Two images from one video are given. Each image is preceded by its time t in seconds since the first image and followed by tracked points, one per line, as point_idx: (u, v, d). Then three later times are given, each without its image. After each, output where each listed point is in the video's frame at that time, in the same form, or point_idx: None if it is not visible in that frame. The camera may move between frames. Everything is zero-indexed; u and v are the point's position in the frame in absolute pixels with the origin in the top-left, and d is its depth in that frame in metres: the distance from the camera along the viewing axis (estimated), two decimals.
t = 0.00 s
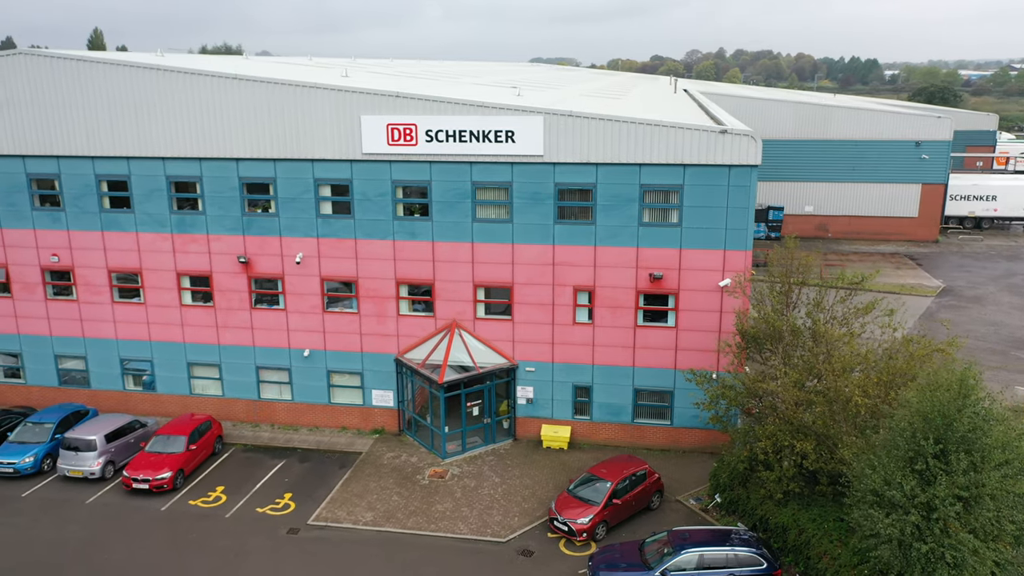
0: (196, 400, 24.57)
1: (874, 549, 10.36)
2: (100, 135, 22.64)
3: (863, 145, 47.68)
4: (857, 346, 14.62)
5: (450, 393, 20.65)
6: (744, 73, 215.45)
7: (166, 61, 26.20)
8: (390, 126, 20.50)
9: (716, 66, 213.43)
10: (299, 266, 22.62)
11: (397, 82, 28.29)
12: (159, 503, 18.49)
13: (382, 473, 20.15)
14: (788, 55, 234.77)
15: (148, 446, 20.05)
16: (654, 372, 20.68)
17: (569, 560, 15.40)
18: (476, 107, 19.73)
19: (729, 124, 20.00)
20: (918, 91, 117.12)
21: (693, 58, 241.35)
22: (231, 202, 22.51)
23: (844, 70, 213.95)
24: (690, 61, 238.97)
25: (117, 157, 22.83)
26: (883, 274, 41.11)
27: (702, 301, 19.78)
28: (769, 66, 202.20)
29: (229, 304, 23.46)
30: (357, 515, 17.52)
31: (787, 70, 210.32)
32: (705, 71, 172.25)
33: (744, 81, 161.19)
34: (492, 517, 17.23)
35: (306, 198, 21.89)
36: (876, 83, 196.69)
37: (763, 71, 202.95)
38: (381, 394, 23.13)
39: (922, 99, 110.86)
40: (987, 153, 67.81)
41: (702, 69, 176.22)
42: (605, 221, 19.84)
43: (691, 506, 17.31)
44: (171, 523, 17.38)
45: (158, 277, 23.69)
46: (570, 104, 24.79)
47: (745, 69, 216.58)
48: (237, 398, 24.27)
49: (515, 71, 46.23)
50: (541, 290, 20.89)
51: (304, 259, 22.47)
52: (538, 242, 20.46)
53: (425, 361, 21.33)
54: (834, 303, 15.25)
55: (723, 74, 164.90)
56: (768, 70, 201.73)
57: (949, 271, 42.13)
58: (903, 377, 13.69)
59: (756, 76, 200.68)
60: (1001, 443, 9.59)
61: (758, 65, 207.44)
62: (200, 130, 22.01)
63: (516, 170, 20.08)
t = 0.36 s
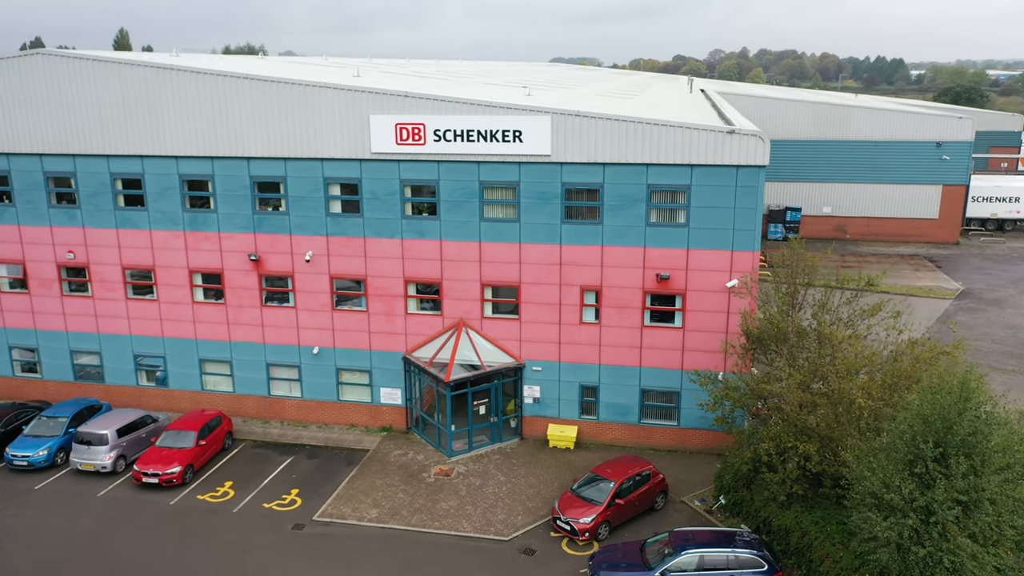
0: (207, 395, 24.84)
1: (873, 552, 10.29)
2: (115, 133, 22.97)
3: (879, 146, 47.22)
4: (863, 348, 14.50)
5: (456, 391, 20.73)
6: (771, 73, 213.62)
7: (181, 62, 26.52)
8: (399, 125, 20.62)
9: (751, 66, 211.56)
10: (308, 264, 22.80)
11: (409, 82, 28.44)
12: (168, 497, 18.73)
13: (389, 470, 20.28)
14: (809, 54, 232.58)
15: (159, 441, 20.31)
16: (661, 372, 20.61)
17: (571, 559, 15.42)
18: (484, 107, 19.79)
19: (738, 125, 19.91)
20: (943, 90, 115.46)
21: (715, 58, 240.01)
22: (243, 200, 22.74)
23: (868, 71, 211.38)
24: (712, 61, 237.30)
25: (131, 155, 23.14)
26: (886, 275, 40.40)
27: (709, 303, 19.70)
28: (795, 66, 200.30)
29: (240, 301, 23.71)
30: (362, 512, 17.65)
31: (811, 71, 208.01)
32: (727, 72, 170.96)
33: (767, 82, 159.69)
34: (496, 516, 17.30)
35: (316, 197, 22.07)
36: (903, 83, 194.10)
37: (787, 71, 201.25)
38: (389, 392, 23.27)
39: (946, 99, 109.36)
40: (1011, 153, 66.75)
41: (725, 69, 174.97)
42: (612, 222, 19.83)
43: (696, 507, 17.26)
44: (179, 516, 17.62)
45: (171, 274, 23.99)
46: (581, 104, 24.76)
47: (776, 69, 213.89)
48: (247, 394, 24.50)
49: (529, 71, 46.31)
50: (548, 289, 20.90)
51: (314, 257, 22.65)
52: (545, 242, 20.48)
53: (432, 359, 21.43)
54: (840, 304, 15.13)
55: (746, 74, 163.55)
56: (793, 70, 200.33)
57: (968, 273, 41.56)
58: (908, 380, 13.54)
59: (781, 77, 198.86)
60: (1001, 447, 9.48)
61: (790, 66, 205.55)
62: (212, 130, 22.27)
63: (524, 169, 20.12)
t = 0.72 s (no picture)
0: (219, 391, 25.11)
1: (873, 556, 10.23)
2: (129, 132, 23.29)
3: (897, 147, 46.68)
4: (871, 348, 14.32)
5: (463, 390, 20.81)
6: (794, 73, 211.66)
7: (196, 62, 26.81)
8: (408, 125, 20.72)
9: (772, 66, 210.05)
10: (318, 262, 22.97)
11: (421, 81, 28.58)
12: (177, 492, 18.97)
13: (395, 467, 20.39)
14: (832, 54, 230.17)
15: (170, 436, 20.57)
16: (668, 373, 20.53)
17: (574, 558, 15.43)
18: (492, 107, 19.83)
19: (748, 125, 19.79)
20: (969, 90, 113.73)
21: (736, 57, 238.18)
22: (254, 199, 22.96)
23: (894, 70, 208.62)
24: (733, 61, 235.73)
25: (145, 154, 23.45)
26: (896, 278, 40.00)
27: (717, 303, 19.59)
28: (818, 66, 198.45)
29: (251, 299, 23.94)
30: (367, 508, 17.78)
31: (835, 71, 205.00)
32: (749, 71, 169.38)
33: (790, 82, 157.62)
34: (500, 514, 17.35)
35: (326, 196, 22.23)
36: (927, 83, 191.57)
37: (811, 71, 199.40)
38: (398, 390, 23.38)
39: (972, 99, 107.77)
40: None
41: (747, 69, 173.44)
42: (619, 221, 19.79)
43: (700, 508, 17.19)
44: (188, 511, 17.84)
45: (184, 271, 24.27)
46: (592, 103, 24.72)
47: (798, 69, 212.10)
48: (258, 390, 24.73)
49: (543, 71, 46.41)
50: (555, 289, 20.89)
51: (324, 255, 22.82)
52: (553, 241, 20.48)
53: (440, 358, 21.52)
54: (847, 305, 14.96)
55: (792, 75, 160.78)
56: (819, 70, 198.24)
57: (988, 276, 40.93)
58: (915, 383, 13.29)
59: (804, 77, 197.23)
60: (1002, 452, 9.36)
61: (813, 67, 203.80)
62: (224, 129, 22.51)
63: (531, 169, 20.13)
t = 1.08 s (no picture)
0: (230, 388, 25.34)
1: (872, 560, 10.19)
2: (143, 132, 23.57)
3: (913, 147, 46.14)
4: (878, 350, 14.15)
5: (469, 389, 20.87)
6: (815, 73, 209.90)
7: (209, 62, 27.08)
8: (416, 124, 20.81)
9: (793, 66, 208.48)
10: (327, 261, 23.13)
11: (431, 82, 28.68)
12: (186, 487, 19.18)
13: (401, 465, 20.49)
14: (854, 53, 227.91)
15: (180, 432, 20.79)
16: (675, 373, 20.44)
17: (576, 558, 15.45)
18: (499, 107, 19.87)
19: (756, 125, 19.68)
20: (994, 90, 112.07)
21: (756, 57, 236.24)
22: (264, 197, 23.15)
23: (917, 70, 205.90)
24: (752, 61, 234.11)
25: (158, 153, 23.72)
26: (897, 279, 39.45)
27: (723, 304, 19.49)
28: (840, 66, 196.28)
29: (261, 297, 24.14)
30: (373, 506, 17.89)
31: (859, 70, 202.30)
32: (770, 70, 167.87)
33: (812, 82, 156.19)
34: (504, 514, 17.38)
35: (335, 195, 22.37)
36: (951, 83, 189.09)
37: (834, 71, 197.27)
38: (405, 389, 23.48)
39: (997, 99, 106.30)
40: None
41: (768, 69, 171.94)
42: (626, 221, 19.75)
43: (705, 510, 17.13)
44: (196, 506, 18.03)
45: (195, 269, 24.52)
46: (602, 103, 24.67)
47: (819, 69, 210.22)
48: (268, 387, 24.93)
49: (556, 72, 46.45)
50: (562, 289, 20.88)
51: (332, 254, 22.98)
52: (560, 241, 20.49)
53: (447, 357, 21.60)
54: (853, 306, 14.82)
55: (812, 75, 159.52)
56: (841, 70, 196.43)
57: (1008, 278, 40.36)
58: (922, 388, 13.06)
59: (826, 77, 195.40)
60: (1003, 457, 9.27)
61: (835, 66, 201.79)
62: (235, 128, 22.72)
63: (538, 169, 20.15)
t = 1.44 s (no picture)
0: (241, 385, 25.59)
1: (870, 565, 10.11)
2: (157, 131, 23.88)
3: (932, 148, 45.63)
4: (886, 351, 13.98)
5: (476, 388, 20.94)
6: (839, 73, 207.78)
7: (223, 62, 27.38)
8: (425, 124, 20.91)
9: (816, 66, 206.47)
10: (337, 260, 23.29)
11: (443, 82, 28.78)
12: (195, 482, 19.41)
13: (408, 463, 20.60)
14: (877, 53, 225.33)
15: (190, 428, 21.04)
16: (682, 375, 20.36)
17: (579, 558, 15.47)
18: (507, 106, 19.92)
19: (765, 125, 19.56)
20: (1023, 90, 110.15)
21: (785, 57, 233.89)
22: (275, 196, 23.36)
23: (947, 70, 202.81)
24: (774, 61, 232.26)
25: (171, 152, 24.02)
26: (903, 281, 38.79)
27: (731, 305, 19.38)
28: (866, 66, 193.70)
29: (272, 295, 24.36)
30: (378, 503, 18.01)
31: (884, 70, 200.05)
32: (792, 71, 166.22)
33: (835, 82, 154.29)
34: (508, 513, 17.42)
35: (345, 194, 22.52)
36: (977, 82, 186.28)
37: (860, 71, 194.74)
38: (414, 387, 23.59)
39: None
40: None
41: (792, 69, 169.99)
42: (634, 222, 19.71)
43: (710, 512, 17.06)
44: (204, 501, 18.24)
45: (208, 267, 24.79)
46: (612, 103, 24.64)
47: (843, 69, 208.07)
48: (279, 385, 25.14)
49: (570, 72, 46.45)
50: (570, 289, 20.87)
51: (342, 253, 23.13)
52: (567, 242, 20.49)
53: (455, 355, 21.68)
54: (860, 307, 14.68)
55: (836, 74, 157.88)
56: (865, 70, 194.32)
57: None
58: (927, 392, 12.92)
59: (850, 77, 193.49)
60: (1003, 461, 9.17)
61: (859, 66, 199.43)
62: (247, 128, 22.96)
63: (546, 168, 20.16)
